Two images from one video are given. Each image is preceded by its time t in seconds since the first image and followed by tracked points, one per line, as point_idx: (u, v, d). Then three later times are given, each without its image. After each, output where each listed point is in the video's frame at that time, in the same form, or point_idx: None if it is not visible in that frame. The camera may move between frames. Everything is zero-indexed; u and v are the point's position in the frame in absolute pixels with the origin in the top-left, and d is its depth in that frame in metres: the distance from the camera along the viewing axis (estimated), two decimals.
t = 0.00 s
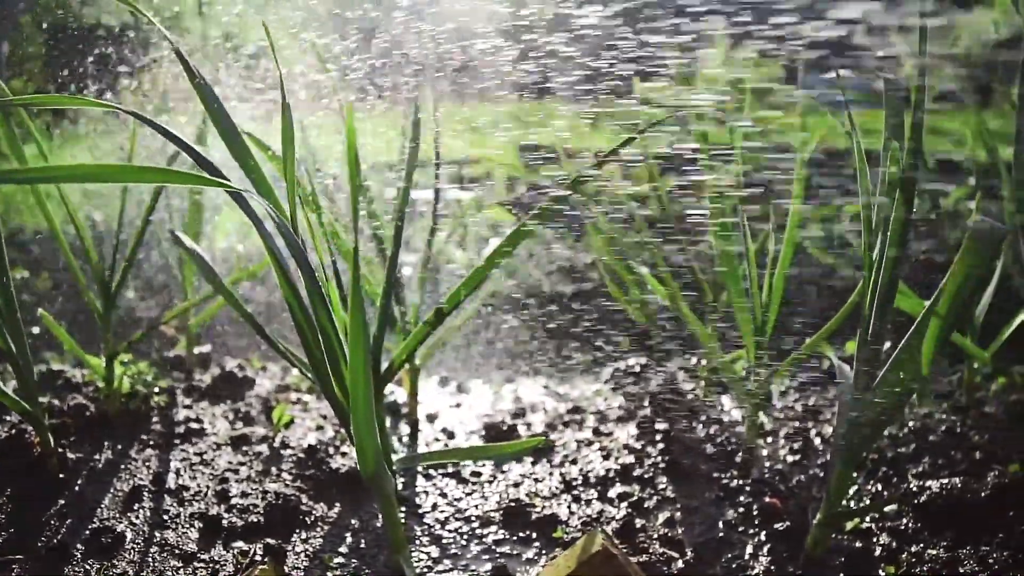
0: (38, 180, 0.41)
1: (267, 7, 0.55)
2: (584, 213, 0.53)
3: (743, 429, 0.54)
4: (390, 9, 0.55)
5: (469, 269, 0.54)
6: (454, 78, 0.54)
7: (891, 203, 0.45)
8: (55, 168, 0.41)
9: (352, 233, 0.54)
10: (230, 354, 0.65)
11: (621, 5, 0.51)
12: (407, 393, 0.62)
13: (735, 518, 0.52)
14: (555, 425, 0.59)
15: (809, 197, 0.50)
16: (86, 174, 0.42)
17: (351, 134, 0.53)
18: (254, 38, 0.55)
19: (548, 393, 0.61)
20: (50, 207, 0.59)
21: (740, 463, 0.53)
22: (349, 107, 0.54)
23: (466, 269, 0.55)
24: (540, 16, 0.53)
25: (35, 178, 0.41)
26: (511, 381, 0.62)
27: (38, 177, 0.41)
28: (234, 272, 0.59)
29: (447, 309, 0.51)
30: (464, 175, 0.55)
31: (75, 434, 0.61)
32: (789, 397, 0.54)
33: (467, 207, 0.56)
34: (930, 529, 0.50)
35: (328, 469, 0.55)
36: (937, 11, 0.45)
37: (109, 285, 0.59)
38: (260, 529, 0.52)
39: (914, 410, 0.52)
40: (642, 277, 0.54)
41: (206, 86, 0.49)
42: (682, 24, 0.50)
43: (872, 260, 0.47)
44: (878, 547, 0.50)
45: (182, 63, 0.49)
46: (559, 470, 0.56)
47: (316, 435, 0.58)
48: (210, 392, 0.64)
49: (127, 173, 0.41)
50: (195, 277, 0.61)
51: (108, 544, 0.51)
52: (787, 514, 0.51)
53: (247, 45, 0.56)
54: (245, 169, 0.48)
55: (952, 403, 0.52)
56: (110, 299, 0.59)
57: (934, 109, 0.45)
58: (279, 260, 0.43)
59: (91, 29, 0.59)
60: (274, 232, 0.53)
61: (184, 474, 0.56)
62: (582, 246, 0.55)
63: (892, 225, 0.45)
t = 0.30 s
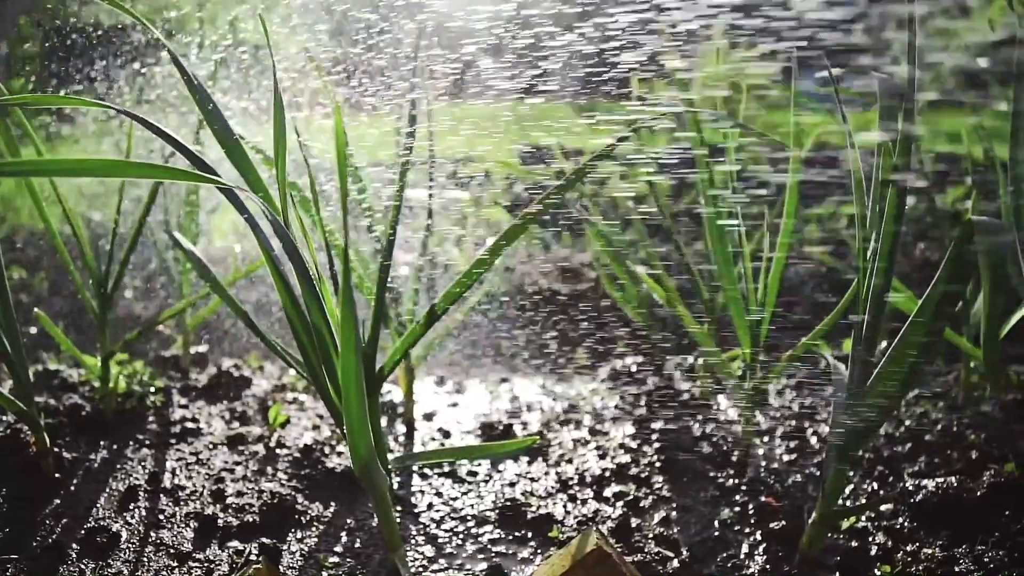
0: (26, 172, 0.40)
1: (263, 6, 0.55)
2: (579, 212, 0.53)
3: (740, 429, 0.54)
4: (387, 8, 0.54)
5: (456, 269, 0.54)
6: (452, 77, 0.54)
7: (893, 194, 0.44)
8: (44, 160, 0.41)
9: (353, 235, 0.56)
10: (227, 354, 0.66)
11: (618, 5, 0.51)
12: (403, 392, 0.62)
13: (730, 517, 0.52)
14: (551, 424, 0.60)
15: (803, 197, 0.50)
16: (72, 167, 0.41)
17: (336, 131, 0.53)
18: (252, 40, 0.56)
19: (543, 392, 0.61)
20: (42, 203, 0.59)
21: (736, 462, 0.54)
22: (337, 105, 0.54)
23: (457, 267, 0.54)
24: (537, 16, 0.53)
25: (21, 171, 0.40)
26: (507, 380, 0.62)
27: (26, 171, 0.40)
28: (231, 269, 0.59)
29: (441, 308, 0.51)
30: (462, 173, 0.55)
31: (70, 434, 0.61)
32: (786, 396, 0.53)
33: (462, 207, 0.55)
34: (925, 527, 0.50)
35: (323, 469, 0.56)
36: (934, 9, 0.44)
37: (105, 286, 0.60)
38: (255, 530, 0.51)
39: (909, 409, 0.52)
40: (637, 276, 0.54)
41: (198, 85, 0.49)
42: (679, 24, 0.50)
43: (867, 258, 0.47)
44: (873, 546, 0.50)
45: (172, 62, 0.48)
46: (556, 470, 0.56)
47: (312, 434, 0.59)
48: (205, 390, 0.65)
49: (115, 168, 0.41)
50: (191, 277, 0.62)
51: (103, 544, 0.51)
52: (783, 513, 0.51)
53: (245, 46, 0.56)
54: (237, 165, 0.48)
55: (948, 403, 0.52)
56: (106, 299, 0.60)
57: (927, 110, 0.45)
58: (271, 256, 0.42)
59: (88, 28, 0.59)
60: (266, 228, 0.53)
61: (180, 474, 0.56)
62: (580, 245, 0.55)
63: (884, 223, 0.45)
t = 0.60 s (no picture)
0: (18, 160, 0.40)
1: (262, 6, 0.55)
2: (575, 213, 0.54)
3: (736, 428, 0.53)
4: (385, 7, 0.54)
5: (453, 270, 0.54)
6: (450, 78, 0.54)
7: (892, 193, 0.44)
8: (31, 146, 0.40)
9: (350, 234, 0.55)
10: (222, 354, 0.69)
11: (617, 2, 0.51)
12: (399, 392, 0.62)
13: (725, 517, 0.52)
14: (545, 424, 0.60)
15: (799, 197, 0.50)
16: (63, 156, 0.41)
17: (325, 131, 0.53)
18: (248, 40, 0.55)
19: (539, 391, 0.62)
20: (38, 202, 0.58)
21: (731, 462, 0.54)
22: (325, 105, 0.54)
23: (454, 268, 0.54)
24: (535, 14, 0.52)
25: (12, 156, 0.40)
26: (503, 381, 0.63)
27: (19, 157, 0.40)
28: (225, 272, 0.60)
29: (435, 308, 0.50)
30: (460, 174, 0.55)
31: (65, 435, 0.61)
32: (782, 396, 0.54)
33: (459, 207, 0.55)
34: (921, 527, 0.50)
35: (318, 468, 0.56)
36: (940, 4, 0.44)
37: (100, 285, 0.60)
38: (249, 529, 0.51)
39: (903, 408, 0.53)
40: (634, 277, 0.54)
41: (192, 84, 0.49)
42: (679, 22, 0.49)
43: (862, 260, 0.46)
44: (868, 546, 0.49)
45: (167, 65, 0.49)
46: (551, 470, 0.56)
47: (308, 434, 0.60)
48: (201, 390, 0.66)
49: (106, 158, 0.41)
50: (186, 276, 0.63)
51: (97, 544, 0.51)
52: (777, 513, 0.51)
53: (242, 45, 0.56)
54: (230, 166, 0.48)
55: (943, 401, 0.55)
56: (101, 297, 0.60)
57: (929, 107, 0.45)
58: (264, 253, 0.42)
59: (83, 28, 0.59)
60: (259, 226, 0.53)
61: (175, 474, 0.56)
62: (576, 246, 0.54)
63: (882, 217, 0.44)
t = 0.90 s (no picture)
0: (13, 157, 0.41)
1: (259, 7, 0.55)
2: (573, 214, 0.54)
3: (731, 429, 0.54)
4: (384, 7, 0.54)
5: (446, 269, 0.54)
6: (450, 77, 0.54)
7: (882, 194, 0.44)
8: (26, 142, 0.41)
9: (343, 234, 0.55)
10: (218, 354, 0.69)
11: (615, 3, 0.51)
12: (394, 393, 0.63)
13: (721, 518, 0.51)
14: (543, 425, 0.60)
15: (795, 197, 0.50)
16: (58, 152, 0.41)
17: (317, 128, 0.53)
18: (247, 40, 0.55)
19: (536, 391, 0.62)
20: (33, 202, 0.58)
21: (726, 463, 0.54)
22: (315, 100, 0.54)
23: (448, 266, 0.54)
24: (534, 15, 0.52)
25: (8, 151, 0.41)
26: (500, 381, 0.63)
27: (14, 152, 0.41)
28: (221, 271, 0.59)
29: (431, 309, 0.50)
30: (457, 174, 0.56)
31: (60, 435, 0.61)
32: (778, 396, 0.54)
33: (457, 208, 0.56)
34: (917, 528, 0.50)
35: (313, 469, 0.56)
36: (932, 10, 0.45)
37: (96, 285, 0.60)
38: (244, 530, 0.51)
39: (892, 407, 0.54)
40: (631, 277, 0.54)
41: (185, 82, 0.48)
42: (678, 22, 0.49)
43: (858, 254, 0.46)
44: (864, 547, 0.49)
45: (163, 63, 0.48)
46: (546, 471, 0.56)
47: (304, 434, 0.60)
48: (197, 391, 0.66)
49: (99, 154, 0.41)
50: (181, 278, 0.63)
51: (91, 544, 0.51)
52: (774, 514, 0.51)
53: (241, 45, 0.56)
54: (223, 164, 0.47)
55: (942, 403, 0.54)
56: (97, 297, 0.60)
57: (922, 109, 0.45)
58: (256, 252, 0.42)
59: (80, 29, 0.59)
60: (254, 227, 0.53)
61: (170, 474, 0.57)
62: (574, 246, 0.55)
63: (873, 220, 0.44)
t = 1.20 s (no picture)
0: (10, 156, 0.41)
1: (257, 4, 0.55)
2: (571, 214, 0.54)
3: (729, 429, 0.54)
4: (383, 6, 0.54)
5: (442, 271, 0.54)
6: (449, 77, 0.53)
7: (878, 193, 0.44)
8: (24, 142, 0.42)
9: (342, 234, 0.55)
10: (214, 354, 0.68)
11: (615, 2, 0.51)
12: (390, 393, 0.61)
13: (717, 518, 0.52)
14: (540, 426, 0.59)
15: (793, 195, 0.49)
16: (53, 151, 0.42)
17: (302, 131, 0.54)
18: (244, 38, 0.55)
19: (533, 392, 0.61)
20: (28, 197, 0.59)
21: (723, 464, 0.54)
22: (300, 102, 0.54)
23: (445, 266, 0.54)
24: (535, 16, 0.52)
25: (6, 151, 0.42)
26: (496, 381, 0.62)
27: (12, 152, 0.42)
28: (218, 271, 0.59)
29: (425, 310, 0.50)
30: (456, 173, 0.55)
31: (56, 435, 0.61)
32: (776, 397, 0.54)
33: (453, 209, 0.55)
34: (913, 529, 0.50)
35: (309, 469, 0.56)
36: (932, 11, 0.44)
37: (92, 285, 0.60)
38: (238, 530, 0.52)
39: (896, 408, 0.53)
40: (628, 278, 0.53)
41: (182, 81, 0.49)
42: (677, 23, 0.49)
43: (852, 258, 0.46)
44: (860, 547, 0.50)
45: (160, 63, 0.48)
46: (543, 471, 0.56)
47: (300, 434, 0.59)
48: (193, 391, 0.66)
49: (93, 154, 0.41)
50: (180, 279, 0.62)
51: (86, 544, 0.51)
52: (770, 514, 0.51)
53: (237, 44, 0.55)
54: (222, 166, 0.48)
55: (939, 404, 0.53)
56: (93, 298, 0.61)
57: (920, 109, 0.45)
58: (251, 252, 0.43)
59: (78, 28, 0.59)
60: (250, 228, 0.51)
61: (166, 474, 0.57)
62: (571, 246, 0.54)
63: (869, 222, 0.44)
